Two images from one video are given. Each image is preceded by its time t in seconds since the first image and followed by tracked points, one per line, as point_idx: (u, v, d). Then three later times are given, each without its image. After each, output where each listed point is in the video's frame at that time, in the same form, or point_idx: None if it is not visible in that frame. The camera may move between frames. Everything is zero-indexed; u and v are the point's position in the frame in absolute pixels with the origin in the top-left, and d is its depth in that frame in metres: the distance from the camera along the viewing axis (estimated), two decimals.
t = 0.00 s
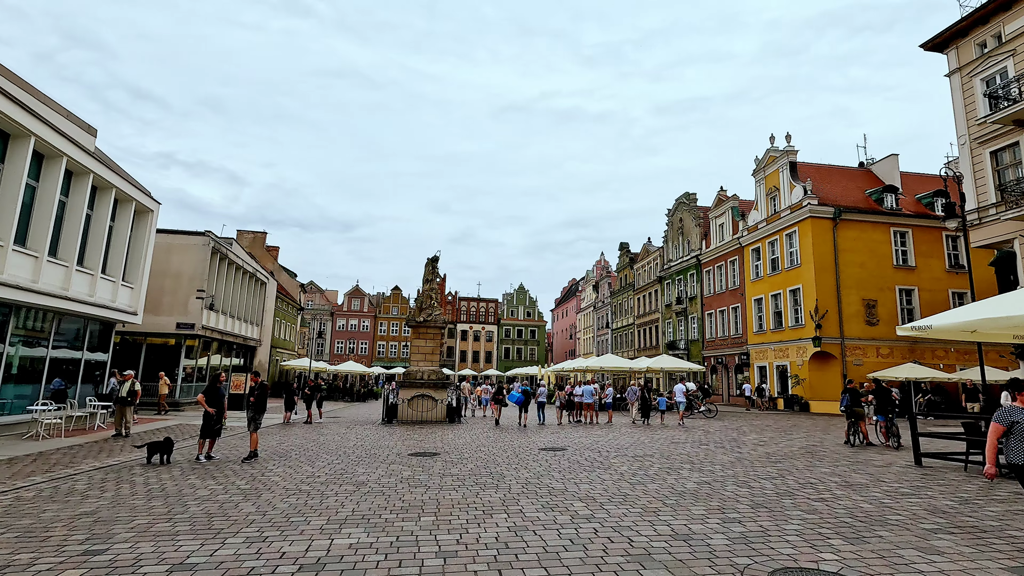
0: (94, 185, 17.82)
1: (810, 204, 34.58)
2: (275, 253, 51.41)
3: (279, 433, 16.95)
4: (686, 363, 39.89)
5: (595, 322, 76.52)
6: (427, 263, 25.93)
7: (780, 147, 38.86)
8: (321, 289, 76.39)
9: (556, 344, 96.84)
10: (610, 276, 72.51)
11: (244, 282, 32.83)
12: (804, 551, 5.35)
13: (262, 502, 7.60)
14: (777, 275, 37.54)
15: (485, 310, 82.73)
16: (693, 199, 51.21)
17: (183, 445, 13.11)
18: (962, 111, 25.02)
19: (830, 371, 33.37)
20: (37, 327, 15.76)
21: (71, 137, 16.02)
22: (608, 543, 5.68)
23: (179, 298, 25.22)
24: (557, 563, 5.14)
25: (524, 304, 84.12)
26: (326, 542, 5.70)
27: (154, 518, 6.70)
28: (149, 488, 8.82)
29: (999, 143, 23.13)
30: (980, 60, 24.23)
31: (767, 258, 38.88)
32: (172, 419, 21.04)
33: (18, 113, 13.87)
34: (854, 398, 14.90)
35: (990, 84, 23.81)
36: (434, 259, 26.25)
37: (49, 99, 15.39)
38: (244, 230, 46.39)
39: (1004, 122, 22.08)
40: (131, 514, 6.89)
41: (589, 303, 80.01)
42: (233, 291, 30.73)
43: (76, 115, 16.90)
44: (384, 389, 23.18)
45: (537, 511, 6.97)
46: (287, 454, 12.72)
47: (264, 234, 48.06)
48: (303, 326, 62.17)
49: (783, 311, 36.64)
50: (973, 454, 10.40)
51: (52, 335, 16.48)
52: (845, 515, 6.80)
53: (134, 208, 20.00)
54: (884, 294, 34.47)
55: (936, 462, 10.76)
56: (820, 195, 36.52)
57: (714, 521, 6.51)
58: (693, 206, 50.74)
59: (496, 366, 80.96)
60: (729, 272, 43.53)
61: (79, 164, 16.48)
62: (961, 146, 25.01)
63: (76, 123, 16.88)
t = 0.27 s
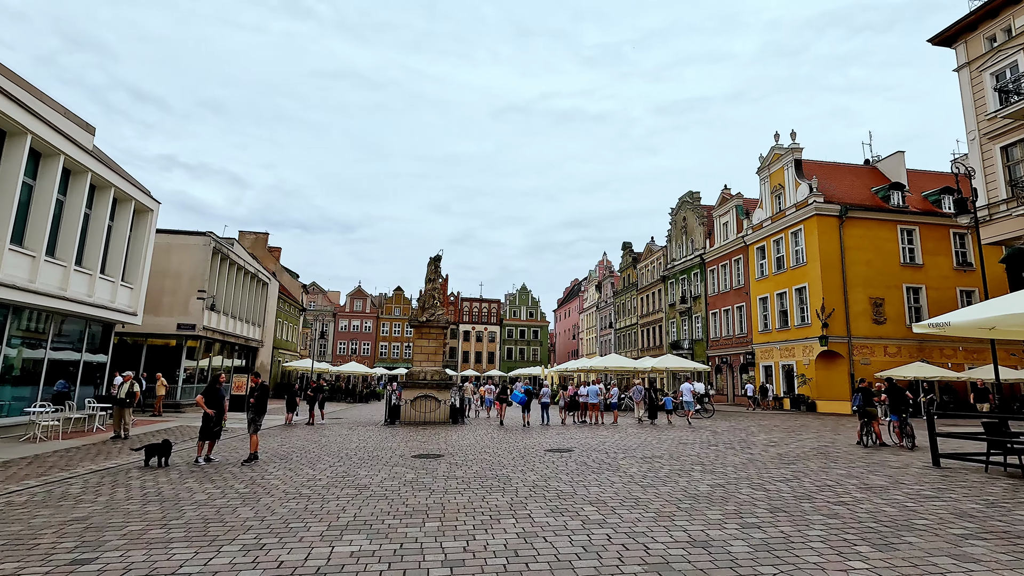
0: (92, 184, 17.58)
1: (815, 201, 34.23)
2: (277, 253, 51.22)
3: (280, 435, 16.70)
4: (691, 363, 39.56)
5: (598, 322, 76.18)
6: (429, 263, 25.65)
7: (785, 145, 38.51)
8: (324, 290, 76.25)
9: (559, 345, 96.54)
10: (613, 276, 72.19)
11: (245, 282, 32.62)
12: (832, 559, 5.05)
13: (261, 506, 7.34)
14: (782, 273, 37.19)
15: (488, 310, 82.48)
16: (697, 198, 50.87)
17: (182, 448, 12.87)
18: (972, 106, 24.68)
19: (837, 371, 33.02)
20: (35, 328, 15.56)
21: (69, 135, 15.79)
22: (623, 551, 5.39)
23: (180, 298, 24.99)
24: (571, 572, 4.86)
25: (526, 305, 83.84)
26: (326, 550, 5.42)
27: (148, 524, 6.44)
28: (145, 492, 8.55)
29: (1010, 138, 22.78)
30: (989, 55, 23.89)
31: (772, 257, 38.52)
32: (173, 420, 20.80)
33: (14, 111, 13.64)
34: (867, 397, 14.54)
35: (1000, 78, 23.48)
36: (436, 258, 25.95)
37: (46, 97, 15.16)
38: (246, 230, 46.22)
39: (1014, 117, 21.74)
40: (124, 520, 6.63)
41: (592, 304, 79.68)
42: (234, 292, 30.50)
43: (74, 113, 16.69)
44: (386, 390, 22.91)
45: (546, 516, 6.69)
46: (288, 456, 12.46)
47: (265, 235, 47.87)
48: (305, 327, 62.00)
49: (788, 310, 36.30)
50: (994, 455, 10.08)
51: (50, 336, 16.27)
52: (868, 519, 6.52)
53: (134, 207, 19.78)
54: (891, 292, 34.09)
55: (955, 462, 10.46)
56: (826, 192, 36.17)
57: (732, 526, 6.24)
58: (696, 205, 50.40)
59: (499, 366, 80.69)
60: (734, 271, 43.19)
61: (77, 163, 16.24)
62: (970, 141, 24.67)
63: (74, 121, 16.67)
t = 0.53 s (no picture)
0: (89, 182, 17.32)
1: (821, 200, 33.85)
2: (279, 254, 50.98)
3: (280, 436, 16.40)
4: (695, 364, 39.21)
5: (601, 323, 75.85)
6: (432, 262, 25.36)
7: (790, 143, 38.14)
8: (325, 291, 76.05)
9: (561, 346, 96.22)
10: (616, 276, 71.86)
11: (246, 283, 32.37)
12: (863, 569, 4.71)
13: (257, 511, 7.04)
14: (788, 273, 36.81)
15: (490, 311, 82.18)
16: (700, 198, 50.51)
17: (178, 449, 12.56)
18: (982, 102, 24.30)
19: (844, 371, 32.63)
20: (31, 327, 15.29)
21: (65, 132, 15.51)
22: (637, 559, 5.07)
23: (180, 298, 24.74)
24: None
25: (529, 305, 83.53)
26: (323, 558, 5.11)
27: (137, 531, 6.13)
28: (137, 495, 8.26)
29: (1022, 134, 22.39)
30: (1000, 50, 23.53)
31: (777, 256, 38.13)
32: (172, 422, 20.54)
33: (8, 106, 13.36)
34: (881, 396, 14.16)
35: (1011, 73, 23.10)
36: (439, 257, 25.66)
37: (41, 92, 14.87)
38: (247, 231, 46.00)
39: None
40: (113, 526, 6.33)
41: (594, 304, 79.35)
42: (235, 292, 30.24)
43: (71, 109, 16.44)
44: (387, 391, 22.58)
45: (555, 521, 6.38)
46: (287, 458, 12.16)
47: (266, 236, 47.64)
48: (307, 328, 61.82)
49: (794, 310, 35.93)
50: (1017, 457, 9.74)
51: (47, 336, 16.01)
52: (895, 525, 6.19)
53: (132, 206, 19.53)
54: (899, 291, 33.69)
55: (976, 464, 10.12)
56: (832, 191, 35.79)
57: (752, 533, 5.90)
58: (700, 204, 50.04)
59: (501, 367, 80.39)
60: (738, 270, 42.81)
61: (73, 160, 15.97)
62: (981, 138, 24.29)
63: (71, 118, 16.42)
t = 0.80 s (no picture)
0: (87, 180, 17.09)
1: (827, 199, 33.54)
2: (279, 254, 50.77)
3: (280, 438, 16.15)
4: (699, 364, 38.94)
5: (603, 323, 75.56)
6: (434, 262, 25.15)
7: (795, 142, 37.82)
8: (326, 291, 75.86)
9: (563, 346, 96.02)
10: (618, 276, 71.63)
11: (247, 283, 32.15)
12: None
13: (254, 518, 6.79)
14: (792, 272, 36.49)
15: (492, 311, 81.96)
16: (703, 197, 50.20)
17: (176, 453, 12.31)
18: (991, 99, 23.99)
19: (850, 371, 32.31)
20: (28, 328, 15.04)
21: (62, 130, 15.27)
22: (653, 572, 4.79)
23: (179, 299, 24.50)
24: None
25: (530, 305, 83.31)
26: (323, 570, 4.85)
27: (129, 540, 5.88)
28: (132, 501, 8.01)
29: None
30: (1009, 46, 23.22)
31: (781, 256, 37.81)
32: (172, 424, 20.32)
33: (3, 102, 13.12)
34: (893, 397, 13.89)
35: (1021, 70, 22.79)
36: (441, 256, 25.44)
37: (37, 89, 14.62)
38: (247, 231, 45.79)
39: None
40: (103, 535, 6.06)
41: (596, 304, 79.11)
42: (235, 293, 30.02)
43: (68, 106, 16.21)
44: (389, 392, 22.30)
45: (565, 530, 6.11)
46: (288, 462, 11.91)
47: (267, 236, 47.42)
48: (309, 328, 61.59)
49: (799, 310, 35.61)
50: None
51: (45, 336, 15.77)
52: (921, 535, 5.91)
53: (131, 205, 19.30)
54: (905, 291, 33.36)
55: (994, 468, 9.85)
56: (837, 190, 35.47)
57: (773, 543, 5.63)
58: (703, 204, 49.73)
59: (502, 367, 80.16)
60: (742, 270, 42.50)
61: (70, 158, 15.72)
62: (990, 135, 23.98)
63: (68, 115, 16.19)
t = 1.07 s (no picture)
0: (86, 178, 16.84)
1: (834, 197, 33.17)
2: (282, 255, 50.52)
3: (282, 440, 15.83)
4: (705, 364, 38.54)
5: (606, 323, 75.23)
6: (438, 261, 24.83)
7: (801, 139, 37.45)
8: (329, 292, 75.63)
9: (566, 346, 95.71)
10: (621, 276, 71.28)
11: (248, 283, 31.87)
12: None
13: (256, 524, 6.49)
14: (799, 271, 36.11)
15: (494, 311, 81.66)
16: (708, 196, 49.83)
17: (176, 454, 12.01)
18: (1003, 94, 23.64)
19: (858, 371, 31.93)
20: (27, 326, 14.75)
21: (60, 126, 15.01)
22: None
23: (180, 299, 24.23)
24: None
25: (533, 306, 82.99)
26: None
27: (123, 547, 5.58)
28: (128, 505, 7.71)
29: None
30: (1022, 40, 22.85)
31: (788, 254, 37.43)
32: (173, 425, 20.06)
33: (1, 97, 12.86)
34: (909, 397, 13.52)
35: None
36: (445, 255, 25.16)
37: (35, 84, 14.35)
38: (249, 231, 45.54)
39: None
40: (96, 542, 5.75)
41: (599, 305, 78.77)
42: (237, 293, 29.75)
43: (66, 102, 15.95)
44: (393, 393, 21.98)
45: (582, 537, 5.79)
46: (290, 464, 11.61)
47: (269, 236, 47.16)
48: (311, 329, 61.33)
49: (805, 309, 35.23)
50: None
51: (44, 335, 15.50)
52: (960, 540, 5.58)
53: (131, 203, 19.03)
54: (914, 290, 32.96)
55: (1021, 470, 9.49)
56: (844, 187, 35.09)
57: (805, 550, 5.30)
58: (707, 203, 49.37)
59: (505, 368, 79.85)
60: (748, 269, 42.12)
61: (69, 154, 15.46)
62: (1003, 130, 23.61)
63: (67, 111, 15.93)
